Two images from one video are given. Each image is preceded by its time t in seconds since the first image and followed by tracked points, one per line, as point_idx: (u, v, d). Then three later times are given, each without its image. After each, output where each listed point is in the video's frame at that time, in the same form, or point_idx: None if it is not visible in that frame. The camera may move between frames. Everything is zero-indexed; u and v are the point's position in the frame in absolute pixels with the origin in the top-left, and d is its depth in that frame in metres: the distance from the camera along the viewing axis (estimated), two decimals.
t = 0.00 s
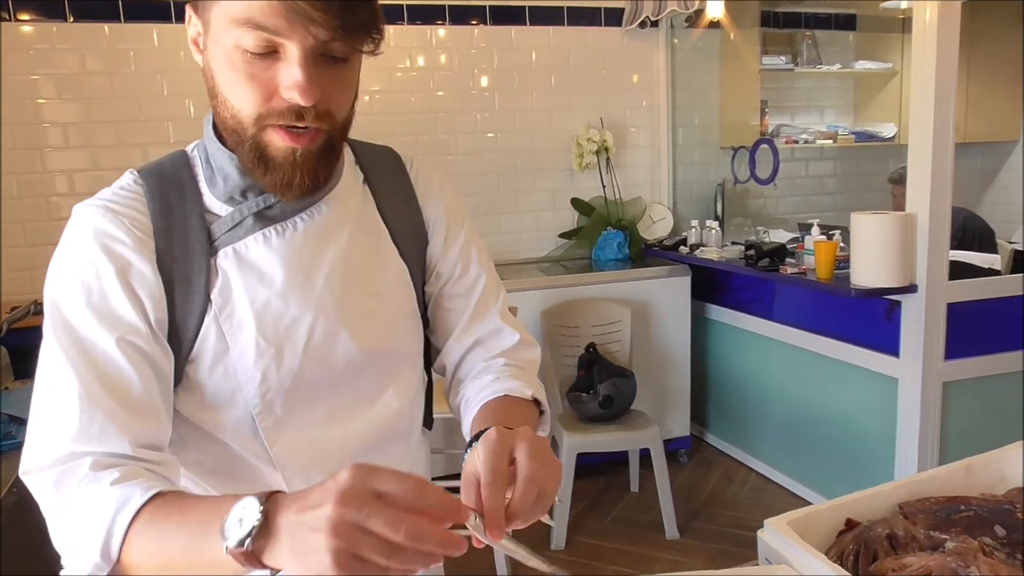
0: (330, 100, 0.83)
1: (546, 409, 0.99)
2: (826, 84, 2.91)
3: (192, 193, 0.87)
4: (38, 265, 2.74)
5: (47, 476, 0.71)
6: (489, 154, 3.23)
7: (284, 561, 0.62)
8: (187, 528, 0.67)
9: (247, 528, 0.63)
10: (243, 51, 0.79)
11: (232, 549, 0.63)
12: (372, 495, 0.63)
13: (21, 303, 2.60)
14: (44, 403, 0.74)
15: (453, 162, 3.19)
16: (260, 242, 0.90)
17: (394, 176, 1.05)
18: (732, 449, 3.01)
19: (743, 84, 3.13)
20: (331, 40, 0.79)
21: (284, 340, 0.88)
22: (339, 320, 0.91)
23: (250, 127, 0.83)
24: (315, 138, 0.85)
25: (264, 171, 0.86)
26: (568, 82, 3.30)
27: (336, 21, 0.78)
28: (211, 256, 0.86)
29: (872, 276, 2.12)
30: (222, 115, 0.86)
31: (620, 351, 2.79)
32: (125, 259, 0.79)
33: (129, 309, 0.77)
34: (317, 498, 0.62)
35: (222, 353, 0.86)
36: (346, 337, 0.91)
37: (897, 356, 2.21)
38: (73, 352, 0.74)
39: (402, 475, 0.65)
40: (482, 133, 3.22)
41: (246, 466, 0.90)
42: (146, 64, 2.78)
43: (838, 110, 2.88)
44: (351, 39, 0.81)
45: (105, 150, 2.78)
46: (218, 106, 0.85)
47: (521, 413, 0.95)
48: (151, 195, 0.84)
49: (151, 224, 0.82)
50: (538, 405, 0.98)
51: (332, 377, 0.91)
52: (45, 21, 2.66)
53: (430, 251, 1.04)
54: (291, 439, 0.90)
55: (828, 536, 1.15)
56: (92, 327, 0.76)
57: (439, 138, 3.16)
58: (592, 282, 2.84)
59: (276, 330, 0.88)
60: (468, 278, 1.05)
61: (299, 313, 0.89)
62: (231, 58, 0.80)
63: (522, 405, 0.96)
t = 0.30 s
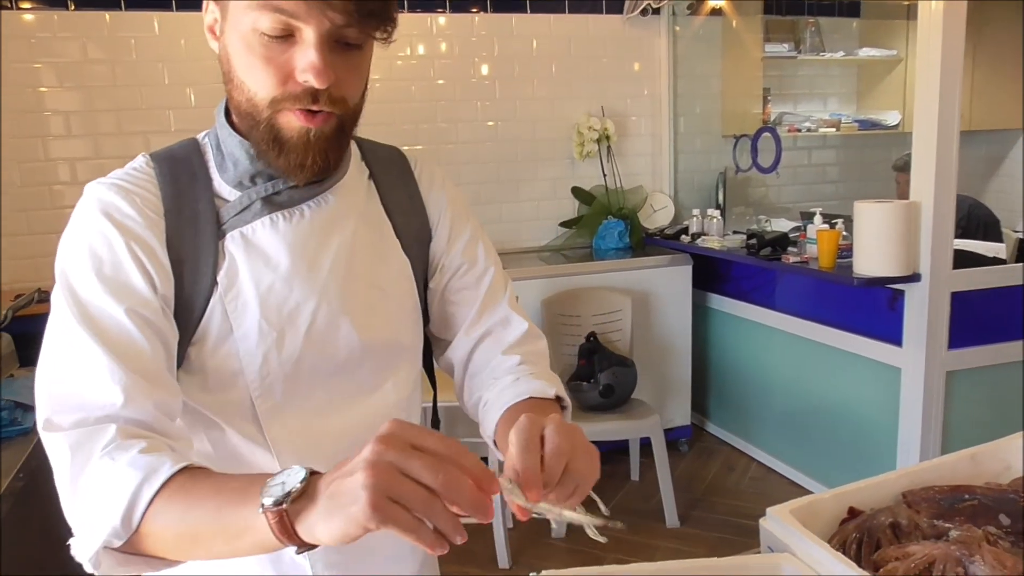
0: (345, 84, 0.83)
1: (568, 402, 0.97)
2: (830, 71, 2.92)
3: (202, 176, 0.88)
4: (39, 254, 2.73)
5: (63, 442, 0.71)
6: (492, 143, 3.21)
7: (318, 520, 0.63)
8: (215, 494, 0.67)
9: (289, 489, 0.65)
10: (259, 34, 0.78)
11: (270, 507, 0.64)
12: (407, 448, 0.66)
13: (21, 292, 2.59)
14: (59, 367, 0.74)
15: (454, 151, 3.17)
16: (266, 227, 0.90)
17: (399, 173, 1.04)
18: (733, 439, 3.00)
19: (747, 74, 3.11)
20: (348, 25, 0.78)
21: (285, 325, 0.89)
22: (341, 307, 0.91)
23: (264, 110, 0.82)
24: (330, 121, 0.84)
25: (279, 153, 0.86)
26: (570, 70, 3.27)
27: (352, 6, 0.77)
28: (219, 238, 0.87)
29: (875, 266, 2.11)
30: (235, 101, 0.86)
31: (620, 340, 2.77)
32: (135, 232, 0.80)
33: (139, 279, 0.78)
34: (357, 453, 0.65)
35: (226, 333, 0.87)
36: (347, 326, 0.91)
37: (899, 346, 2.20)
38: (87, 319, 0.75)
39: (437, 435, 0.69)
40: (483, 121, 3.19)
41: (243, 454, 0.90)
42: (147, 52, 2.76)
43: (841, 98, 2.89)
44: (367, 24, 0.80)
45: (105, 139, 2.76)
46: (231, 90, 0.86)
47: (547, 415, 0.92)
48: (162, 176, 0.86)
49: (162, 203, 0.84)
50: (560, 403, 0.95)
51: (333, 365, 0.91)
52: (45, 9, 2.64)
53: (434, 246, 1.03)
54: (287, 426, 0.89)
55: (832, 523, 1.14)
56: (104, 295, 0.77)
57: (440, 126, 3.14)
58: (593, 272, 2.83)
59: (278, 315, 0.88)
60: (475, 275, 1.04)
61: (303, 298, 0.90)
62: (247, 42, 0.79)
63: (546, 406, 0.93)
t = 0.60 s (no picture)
0: (345, 66, 0.82)
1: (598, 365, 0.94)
2: (843, 53, 2.88)
3: (203, 161, 0.87)
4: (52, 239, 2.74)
5: (79, 420, 0.69)
6: (503, 126, 3.20)
7: (371, 502, 0.61)
8: (246, 483, 0.66)
9: (341, 475, 0.63)
10: (258, 15, 0.78)
11: (319, 491, 0.62)
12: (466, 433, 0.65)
13: (35, 276, 2.61)
14: (66, 344, 0.73)
15: (464, 134, 3.16)
16: (269, 211, 0.90)
17: (400, 156, 1.04)
18: (745, 423, 3.00)
19: (759, 56, 3.08)
20: (349, 6, 0.78)
21: (287, 312, 0.90)
22: (343, 291, 0.92)
23: (261, 91, 0.82)
24: (328, 104, 0.84)
25: (275, 138, 0.86)
26: (581, 53, 3.25)
27: None
28: (222, 224, 0.87)
29: (890, 249, 2.10)
30: (234, 83, 0.86)
31: (631, 325, 2.78)
32: (138, 210, 0.79)
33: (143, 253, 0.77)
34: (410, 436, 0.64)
35: (230, 319, 0.87)
36: (349, 311, 0.93)
37: (912, 329, 2.19)
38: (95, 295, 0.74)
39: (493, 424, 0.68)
40: (493, 105, 3.18)
41: (249, 438, 0.91)
42: (158, 37, 2.76)
43: (856, 80, 2.83)
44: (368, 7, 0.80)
45: (117, 124, 2.77)
46: (229, 73, 0.86)
47: (583, 381, 0.90)
48: (163, 162, 0.85)
49: (165, 190, 0.83)
50: (590, 363, 0.93)
51: (336, 350, 0.92)
52: None
53: (438, 224, 1.03)
54: (291, 411, 0.91)
55: (844, 505, 1.14)
56: (109, 269, 0.76)
57: (450, 110, 3.13)
58: (603, 256, 2.82)
59: (281, 300, 0.90)
60: (484, 247, 1.02)
61: (305, 283, 0.91)
62: (245, 22, 0.79)
63: (578, 369, 0.91)
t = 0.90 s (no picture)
0: (324, 42, 0.83)
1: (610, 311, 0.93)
2: (847, 39, 2.85)
3: (189, 148, 0.86)
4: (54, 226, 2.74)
5: (77, 385, 0.65)
6: (505, 113, 3.19)
7: (417, 473, 0.59)
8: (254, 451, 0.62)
9: (377, 442, 0.61)
10: None
11: (353, 460, 0.59)
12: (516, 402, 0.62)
13: (38, 263, 2.61)
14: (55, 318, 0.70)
15: (466, 121, 3.15)
16: (262, 197, 0.90)
17: (386, 139, 1.02)
18: (747, 410, 3.00)
19: (762, 41, 3.06)
20: None
21: (283, 300, 0.89)
22: (339, 276, 0.92)
23: (241, 71, 0.82)
24: (310, 81, 0.83)
25: (259, 117, 0.84)
26: (583, 39, 3.23)
27: None
28: (214, 211, 0.86)
29: (892, 236, 2.09)
30: (213, 66, 0.85)
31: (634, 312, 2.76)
32: (125, 191, 0.78)
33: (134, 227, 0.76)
34: (453, 401, 0.61)
35: (226, 309, 0.87)
36: (346, 296, 0.92)
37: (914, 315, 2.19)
38: (87, 269, 0.72)
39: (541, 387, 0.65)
40: (495, 91, 3.16)
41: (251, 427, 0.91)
42: (159, 22, 2.74)
43: (858, 66, 2.84)
44: None
45: (118, 110, 2.76)
46: (208, 58, 0.86)
47: (598, 327, 0.89)
48: (149, 151, 0.84)
49: (152, 177, 0.82)
50: (603, 311, 0.92)
51: (334, 337, 0.92)
52: None
53: (427, 201, 1.02)
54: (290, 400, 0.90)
55: (847, 491, 1.14)
56: (96, 243, 0.74)
57: (451, 96, 3.11)
58: (605, 242, 2.82)
59: (277, 286, 0.89)
60: (479, 216, 1.01)
61: (300, 269, 0.90)
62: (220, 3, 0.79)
63: (591, 316, 0.90)
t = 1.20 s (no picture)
0: (315, 31, 0.81)
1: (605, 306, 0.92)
2: (850, 31, 2.81)
3: (181, 143, 0.86)
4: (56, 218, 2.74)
5: (66, 372, 0.64)
6: (507, 105, 3.18)
7: (432, 447, 0.60)
8: (253, 432, 0.62)
9: (385, 413, 0.60)
10: None
11: (360, 433, 0.59)
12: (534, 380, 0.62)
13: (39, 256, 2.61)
14: (43, 310, 0.68)
15: (468, 114, 3.14)
16: (258, 192, 0.89)
17: (378, 132, 1.01)
18: (749, 404, 3.00)
19: (766, 34, 3.05)
20: None
21: (280, 296, 0.89)
22: (337, 271, 0.92)
23: (232, 62, 0.81)
24: (300, 70, 0.82)
25: (250, 110, 0.84)
26: (585, 32, 3.22)
27: None
28: (209, 208, 0.86)
29: (895, 229, 2.09)
30: (203, 59, 0.85)
31: (636, 305, 2.75)
32: (118, 183, 0.77)
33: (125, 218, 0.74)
34: (471, 375, 0.61)
35: (221, 308, 0.86)
36: (344, 291, 0.92)
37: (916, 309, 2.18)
38: (77, 259, 0.70)
39: (560, 363, 0.65)
40: (497, 84, 3.15)
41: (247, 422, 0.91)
42: (160, 15, 2.73)
43: (862, 58, 2.80)
44: None
45: (120, 103, 2.75)
46: (199, 52, 0.85)
47: (593, 319, 0.88)
48: (141, 146, 0.83)
49: (145, 171, 0.81)
50: (597, 305, 0.91)
51: (330, 335, 0.92)
52: None
53: (420, 195, 1.01)
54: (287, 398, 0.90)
55: (849, 486, 1.15)
56: (85, 233, 0.72)
57: (453, 89, 3.10)
58: (607, 235, 2.81)
59: (274, 282, 0.88)
60: (473, 211, 0.99)
61: (297, 265, 0.89)
62: None
63: (586, 310, 0.89)
